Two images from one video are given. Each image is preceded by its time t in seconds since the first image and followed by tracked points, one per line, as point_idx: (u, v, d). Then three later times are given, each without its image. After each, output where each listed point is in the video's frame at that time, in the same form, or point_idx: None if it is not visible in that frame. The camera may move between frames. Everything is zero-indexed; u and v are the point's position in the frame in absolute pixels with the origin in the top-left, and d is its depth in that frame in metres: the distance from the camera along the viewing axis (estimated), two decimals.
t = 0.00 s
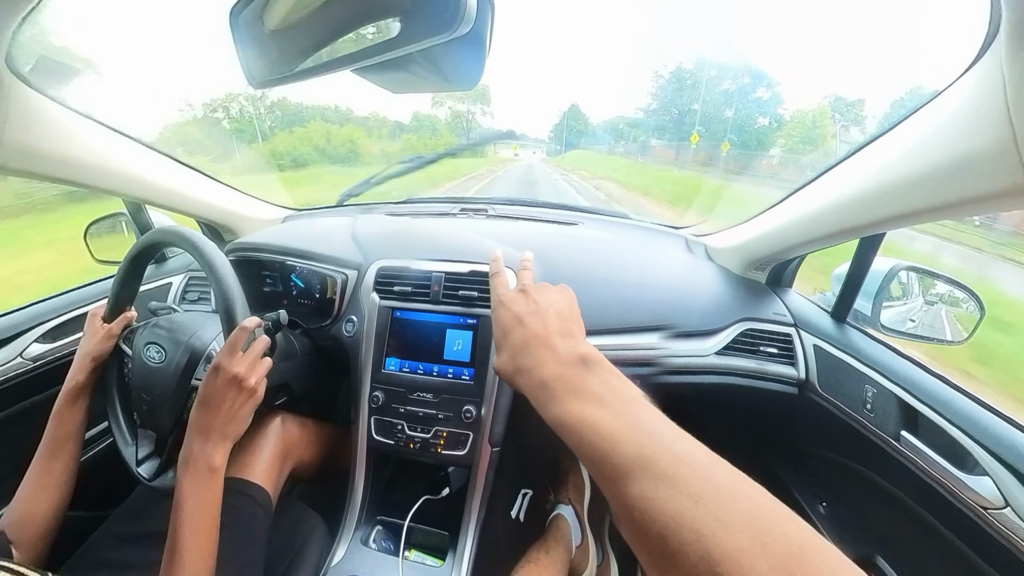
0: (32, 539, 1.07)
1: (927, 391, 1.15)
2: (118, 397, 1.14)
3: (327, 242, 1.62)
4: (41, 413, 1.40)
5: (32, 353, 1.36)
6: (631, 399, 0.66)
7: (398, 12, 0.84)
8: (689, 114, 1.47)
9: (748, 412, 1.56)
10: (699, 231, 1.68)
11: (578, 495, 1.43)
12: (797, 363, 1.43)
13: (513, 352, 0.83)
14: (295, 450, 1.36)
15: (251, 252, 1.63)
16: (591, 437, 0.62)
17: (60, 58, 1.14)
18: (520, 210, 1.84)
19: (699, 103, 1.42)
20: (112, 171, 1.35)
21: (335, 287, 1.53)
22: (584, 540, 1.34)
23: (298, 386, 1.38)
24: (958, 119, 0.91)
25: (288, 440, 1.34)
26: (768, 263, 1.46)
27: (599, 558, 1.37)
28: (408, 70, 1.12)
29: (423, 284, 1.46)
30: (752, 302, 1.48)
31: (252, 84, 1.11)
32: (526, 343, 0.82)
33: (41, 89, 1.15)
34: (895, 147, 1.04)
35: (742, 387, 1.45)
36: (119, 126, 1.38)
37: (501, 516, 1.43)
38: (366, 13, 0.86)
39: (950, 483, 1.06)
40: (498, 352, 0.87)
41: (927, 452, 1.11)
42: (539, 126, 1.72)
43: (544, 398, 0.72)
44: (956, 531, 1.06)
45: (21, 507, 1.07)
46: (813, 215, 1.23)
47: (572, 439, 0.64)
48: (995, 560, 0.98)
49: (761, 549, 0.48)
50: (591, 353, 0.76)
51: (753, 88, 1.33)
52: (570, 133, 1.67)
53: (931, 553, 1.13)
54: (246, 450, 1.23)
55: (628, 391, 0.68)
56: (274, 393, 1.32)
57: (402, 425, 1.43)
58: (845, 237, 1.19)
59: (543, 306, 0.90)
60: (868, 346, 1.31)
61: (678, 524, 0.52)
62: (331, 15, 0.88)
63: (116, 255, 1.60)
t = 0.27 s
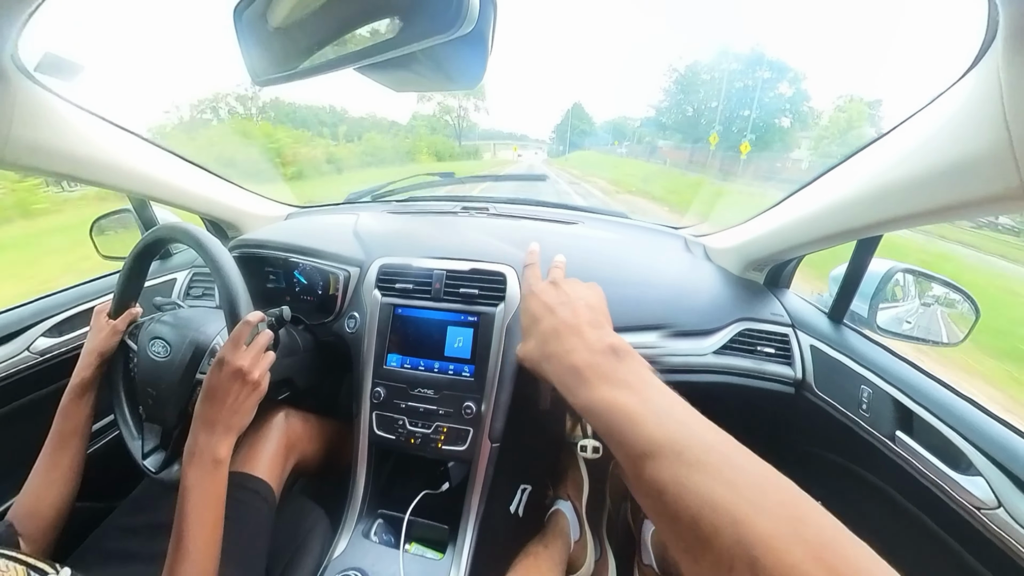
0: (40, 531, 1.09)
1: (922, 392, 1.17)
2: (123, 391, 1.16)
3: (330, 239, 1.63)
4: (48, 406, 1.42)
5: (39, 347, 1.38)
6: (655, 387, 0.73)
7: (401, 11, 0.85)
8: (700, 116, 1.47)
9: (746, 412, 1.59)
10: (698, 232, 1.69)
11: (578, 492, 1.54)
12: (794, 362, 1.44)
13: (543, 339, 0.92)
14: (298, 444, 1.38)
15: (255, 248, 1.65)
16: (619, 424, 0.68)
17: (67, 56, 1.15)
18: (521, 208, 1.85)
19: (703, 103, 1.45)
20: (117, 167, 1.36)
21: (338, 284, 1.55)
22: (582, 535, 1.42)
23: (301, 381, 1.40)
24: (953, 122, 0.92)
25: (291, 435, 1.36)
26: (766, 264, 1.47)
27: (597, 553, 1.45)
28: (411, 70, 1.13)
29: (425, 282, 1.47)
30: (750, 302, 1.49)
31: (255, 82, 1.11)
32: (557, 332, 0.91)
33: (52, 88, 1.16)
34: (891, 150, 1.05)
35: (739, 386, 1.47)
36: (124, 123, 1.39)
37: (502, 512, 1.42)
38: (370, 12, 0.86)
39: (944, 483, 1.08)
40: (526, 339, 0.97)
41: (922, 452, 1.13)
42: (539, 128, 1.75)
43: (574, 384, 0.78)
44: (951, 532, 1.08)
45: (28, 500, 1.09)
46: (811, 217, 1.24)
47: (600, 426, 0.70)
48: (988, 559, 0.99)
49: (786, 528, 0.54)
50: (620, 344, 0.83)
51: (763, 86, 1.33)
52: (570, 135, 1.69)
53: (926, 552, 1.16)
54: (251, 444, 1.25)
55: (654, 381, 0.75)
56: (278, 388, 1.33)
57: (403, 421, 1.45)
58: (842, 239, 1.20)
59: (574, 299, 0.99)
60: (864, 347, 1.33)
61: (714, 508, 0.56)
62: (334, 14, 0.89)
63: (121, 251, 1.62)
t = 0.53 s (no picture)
0: (50, 525, 1.11)
1: (918, 391, 1.19)
2: (131, 389, 1.18)
3: (334, 240, 1.66)
4: (59, 404, 1.45)
5: (50, 346, 1.41)
6: (715, 392, 0.69)
7: (404, 18, 0.87)
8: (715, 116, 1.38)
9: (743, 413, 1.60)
10: (696, 235, 1.73)
11: (576, 490, 1.58)
12: (791, 363, 1.46)
13: (587, 346, 0.84)
14: (302, 442, 1.40)
15: (260, 249, 1.67)
16: (689, 433, 0.63)
17: (78, 61, 1.17)
18: (522, 211, 1.88)
19: (722, 101, 1.36)
20: (125, 170, 1.39)
21: (342, 284, 1.57)
22: (581, 534, 1.46)
23: (306, 380, 1.43)
24: (947, 128, 0.94)
25: (296, 433, 1.38)
26: (764, 266, 1.49)
27: (595, 551, 1.51)
28: (414, 74, 1.15)
29: (427, 282, 1.50)
30: (748, 303, 1.51)
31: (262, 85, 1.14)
32: (607, 336, 0.83)
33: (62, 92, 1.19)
34: (886, 155, 1.07)
35: (737, 386, 1.48)
36: (134, 127, 1.42)
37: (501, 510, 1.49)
38: (373, 18, 0.88)
39: (939, 482, 1.09)
40: (571, 343, 0.88)
41: (917, 451, 1.15)
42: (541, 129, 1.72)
43: (628, 389, 0.74)
44: (946, 531, 1.09)
45: (38, 494, 1.12)
46: (808, 219, 1.26)
47: (658, 433, 0.67)
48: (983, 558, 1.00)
49: (885, 539, 0.50)
50: (676, 348, 0.78)
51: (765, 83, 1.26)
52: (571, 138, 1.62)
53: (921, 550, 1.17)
54: (257, 442, 1.27)
55: (713, 385, 0.71)
56: (283, 386, 1.36)
57: (405, 420, 1.47)
58: (839, 241, 1.22)
59: (621, 299, 0.91)
60: (861, 348, 1.35)
61: (803, 522, 0.53)
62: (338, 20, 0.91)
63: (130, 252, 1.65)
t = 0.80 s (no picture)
0: (59, 521, 1.13)
1: (915, 391, 1.20)
2: (140, 389, 1.20)
3: (338, 242, 1.69)
4: (69, 403, 1.47)
5: (61, 346, 1.44)
6: (737, 397, 0.68)
7: (409, 22, 0.89)
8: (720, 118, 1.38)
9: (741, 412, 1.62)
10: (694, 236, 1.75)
11: (577, 488, 1.60)
12: (789, 362, 1.47)
13: (602, 346, 0.83)
14: (308, 441, 1.42)
15: (266, 251, 1.70)
16: (718, 443, 0.63)
17: (90, 68, 1.20)
18: (524, 213, 1.90)
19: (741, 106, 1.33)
20: (134, 174, 1.41)
21: (346, 285, 1.60)
22: (582, 532, 1.47)
23: (311, 380, 1.45)
24: (938, 128, 0.95)
25: (301, 432, 1.40)
26: (762, 267, 1.51)
27: (597, 548, 1.52)
28: (417, 79, 1.17)
29: (430, 284, 1.52)
30: (747, 304, 1.53)
31: (268, 90, 1.16)
32: (620, 336, 0.82)
33: (78, 101, 1.22)
34: (880, 155, 1.08)
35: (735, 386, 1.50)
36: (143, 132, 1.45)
37: (502, 506, 1.51)
38: (380, 22, 0.90)
39: (938, 480, 1.10)
40: (582, 347, 0.86)
41: (915, 450, 1.16)
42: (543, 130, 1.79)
43: (649, 394, 0.72)
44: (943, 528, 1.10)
45: (47, 491, 1.13)
46: (806, 220, 1.27)
47: (681, 443, 0.66)
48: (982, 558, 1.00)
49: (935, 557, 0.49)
50: (693, 348, 0.77)
51: (783, 73, 1.21)
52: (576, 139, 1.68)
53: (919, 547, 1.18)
54: (263, 440, 1.29)
55: (735, 389, 0.70)
56: (288, 386, 1.38)
57: (409, 419, 1.49)
58: (836, 241, 1.23)
59: (631, 297, 0.91)
60: (859, 348, 1.37)
61: (854, 545, 0.51)
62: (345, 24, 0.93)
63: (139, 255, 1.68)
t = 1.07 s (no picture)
0: (67, 521, 1.15)
1: (915, 390, 1.20)
2: (149, 390, 1.22)
3: (344, 247, 1.71)
4: (79, 405, 1.50)
5: (73, 349, 1.47)
6: (639, 412, 0.66)
7: (414, 31, 0.91)
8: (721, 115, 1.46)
9: (742, 412, 1.62)
10: (694, 238, 1.76)
11: (581, 489, 1.52)
12: (789, 363, 1.49)
13: (514, 360, 0.83)
14: (312, 442, 1.44)
15: (273, 255, 1.73)
16: (600, 458, 0.61)
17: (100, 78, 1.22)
18: (526, 217, 1.93)
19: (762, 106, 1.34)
20: (144, 182, 1.44)
21: (351, 289, 1.62)
22: (585, 532, 1.44)
23: (317, 381, 1.47)
24: (934, 129, 0.96)
25: (306, 434, 1.42)
26: (762, 268, 1.52)
27: (600, 549, 1.52)
28: (421, 87, 1.19)
29: (433, 287, 1.54)
30: (747, 305, 1.55)
31: (274, 98, 1.18)
32: (528, 353, 0.83)
33: (90, 109, 1.25)
34: (877, 156, 1.09)
35: (735, 385, 1.52)
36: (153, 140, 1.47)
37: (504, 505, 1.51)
38: (385, 32, 0.93)
39: (938, 479, 1.09)
40: (498, 360, 0.87)
41: (914, 449, 1.16)
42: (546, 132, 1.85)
43: (551, 412, 0.70)
44: (943, 527, 1.10)
45: (57, 490, 1.15)
46: (804, 220, 1.29)
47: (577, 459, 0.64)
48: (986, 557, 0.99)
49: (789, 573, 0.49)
50: (599, 364, 0.75)
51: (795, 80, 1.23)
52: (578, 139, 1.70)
53: (920, 547, 1.17)
54: (269, 442, 1.31)
55: (639, 406, 0.68)
56: (294, 388, 1.40)
57: (413, 420, 1.51)
58: (834, 241, 1.24)
59: (549, 316, 0.91)
60: (859, 348, 1.37)
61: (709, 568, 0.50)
62: (349, 36, 0.95)
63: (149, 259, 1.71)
